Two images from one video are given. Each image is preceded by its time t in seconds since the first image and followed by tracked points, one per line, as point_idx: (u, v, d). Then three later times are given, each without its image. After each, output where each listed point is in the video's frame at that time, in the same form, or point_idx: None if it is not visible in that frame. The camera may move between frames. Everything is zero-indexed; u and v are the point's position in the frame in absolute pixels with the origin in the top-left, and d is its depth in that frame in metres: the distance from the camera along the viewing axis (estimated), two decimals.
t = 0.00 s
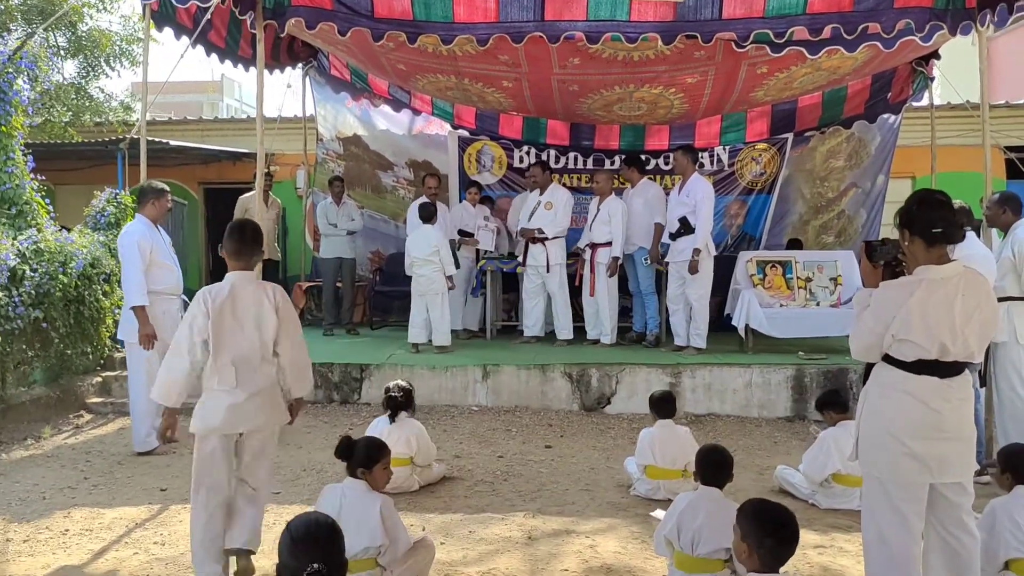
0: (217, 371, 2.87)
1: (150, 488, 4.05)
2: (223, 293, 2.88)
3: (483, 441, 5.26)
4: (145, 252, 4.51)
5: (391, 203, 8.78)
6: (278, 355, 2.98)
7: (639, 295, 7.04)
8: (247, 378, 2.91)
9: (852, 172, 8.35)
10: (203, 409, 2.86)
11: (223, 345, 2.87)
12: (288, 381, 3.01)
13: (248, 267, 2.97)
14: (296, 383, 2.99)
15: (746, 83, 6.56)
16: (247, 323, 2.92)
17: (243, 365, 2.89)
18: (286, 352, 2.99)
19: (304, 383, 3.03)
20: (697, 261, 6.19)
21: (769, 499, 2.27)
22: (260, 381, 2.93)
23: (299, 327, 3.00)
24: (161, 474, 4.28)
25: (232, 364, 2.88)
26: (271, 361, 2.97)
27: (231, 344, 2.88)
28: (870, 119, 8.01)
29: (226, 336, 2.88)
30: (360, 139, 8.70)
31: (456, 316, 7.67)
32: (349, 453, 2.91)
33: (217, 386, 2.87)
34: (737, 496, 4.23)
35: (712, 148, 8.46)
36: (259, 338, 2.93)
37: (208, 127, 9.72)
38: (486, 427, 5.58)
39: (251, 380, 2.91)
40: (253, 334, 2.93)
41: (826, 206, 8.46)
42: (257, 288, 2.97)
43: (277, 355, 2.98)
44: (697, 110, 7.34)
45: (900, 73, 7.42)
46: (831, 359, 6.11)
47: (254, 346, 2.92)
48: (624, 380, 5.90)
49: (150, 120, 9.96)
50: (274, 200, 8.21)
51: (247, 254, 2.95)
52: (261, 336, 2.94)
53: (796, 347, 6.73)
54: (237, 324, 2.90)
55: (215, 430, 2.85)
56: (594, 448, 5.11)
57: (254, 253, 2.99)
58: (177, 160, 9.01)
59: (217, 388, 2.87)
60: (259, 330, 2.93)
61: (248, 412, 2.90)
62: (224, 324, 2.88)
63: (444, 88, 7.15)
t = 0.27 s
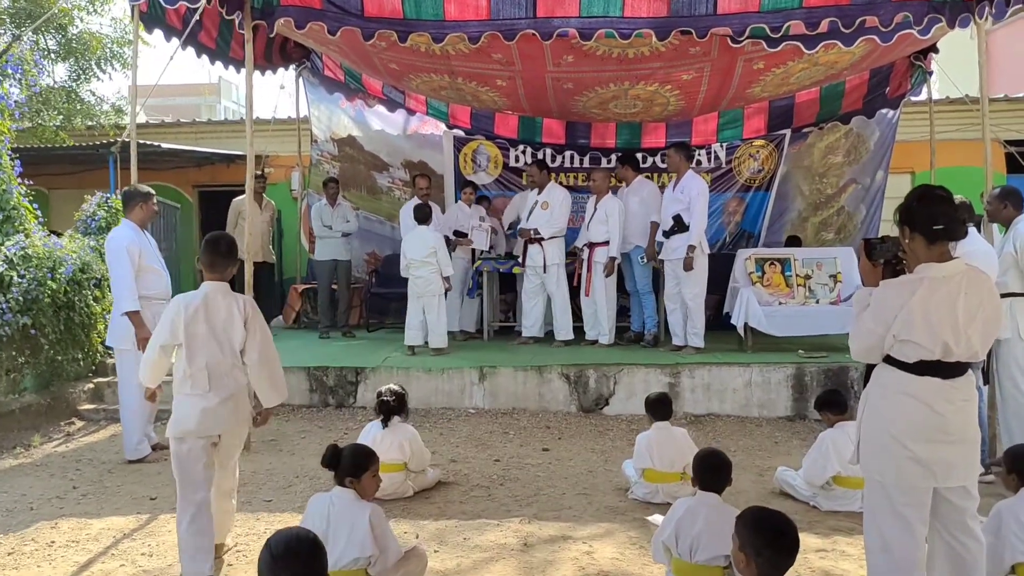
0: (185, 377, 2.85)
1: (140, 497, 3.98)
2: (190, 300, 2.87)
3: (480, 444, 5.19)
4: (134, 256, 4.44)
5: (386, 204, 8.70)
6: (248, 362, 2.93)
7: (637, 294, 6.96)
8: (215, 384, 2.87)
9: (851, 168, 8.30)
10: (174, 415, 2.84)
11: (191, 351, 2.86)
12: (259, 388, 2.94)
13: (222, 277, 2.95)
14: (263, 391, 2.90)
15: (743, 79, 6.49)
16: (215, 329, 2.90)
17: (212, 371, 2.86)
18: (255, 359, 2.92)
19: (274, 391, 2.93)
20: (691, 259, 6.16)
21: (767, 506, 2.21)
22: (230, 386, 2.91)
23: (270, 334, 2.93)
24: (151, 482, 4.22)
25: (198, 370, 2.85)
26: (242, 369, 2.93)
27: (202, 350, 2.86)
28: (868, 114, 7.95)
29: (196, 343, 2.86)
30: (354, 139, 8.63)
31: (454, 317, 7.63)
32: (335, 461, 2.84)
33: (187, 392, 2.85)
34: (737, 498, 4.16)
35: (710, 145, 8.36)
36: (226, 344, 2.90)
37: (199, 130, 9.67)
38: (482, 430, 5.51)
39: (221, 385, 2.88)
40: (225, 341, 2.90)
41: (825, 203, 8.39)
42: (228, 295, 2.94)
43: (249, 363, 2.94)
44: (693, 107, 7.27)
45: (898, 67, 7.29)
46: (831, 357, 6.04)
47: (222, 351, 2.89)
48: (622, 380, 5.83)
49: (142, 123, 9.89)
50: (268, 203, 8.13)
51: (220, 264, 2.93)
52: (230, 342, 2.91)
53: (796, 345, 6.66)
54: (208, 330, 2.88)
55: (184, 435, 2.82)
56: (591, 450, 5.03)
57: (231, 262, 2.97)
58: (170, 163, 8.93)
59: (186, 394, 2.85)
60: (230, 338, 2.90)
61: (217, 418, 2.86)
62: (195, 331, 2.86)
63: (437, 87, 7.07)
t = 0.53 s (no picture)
0: (179, 358, 2.99)
1: (138, 499, 3.92)
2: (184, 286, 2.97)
3: (484, 444, 5.11)
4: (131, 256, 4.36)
5: (389, 202, 8.64)
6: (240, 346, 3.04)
7: (642, 292, 6.89)
8: (208, 366, 3.01)
9: (857, 164, 8.22)
10: (171, 395, 3.00)
11: (185, 334, 2.99)
12: (250, 370, 3.06)
13: (218, 264, 3.06)
14: (254, 373, 3.02)
15: (748, 73, 6.40)
16: (208, 314, 3.01)
17: (205, 355, 3.00)
18: (246, 343, 3.03)
19: (265, 374, 3.05)
20: (694, 254, 6.07)
21: (779, 510, 2.13)
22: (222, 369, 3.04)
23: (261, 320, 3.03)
24: (150, 484, 4.16)
25: (192, 353, 2.98)
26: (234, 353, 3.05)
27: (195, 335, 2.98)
28: (874, 109, 7.83)
29: (190, 328, 2.99)
30: (356, 137, 8.56)
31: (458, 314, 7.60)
32: (334, 465, 2.77)
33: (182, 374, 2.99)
34: (746, 499, 4.08)
35: (714, 141, 8.28)
36: (218, 328, 3.01)
37: (199, 129, 9.62)
38: (486, 430, 5.44)
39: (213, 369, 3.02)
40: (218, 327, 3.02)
41: (833, 198, 8.29)
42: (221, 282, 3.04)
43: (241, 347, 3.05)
44: (697, 102, 7.19)
45: (905, 61, 7.21)
46: (839, 354, 5.95)
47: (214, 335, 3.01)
48: (628, 379, 5.75)
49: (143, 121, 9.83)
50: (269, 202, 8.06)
51: (214, 252, 3.04)
52: (222, 327, 3.03)
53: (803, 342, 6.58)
54: (201, 316, 3.00)
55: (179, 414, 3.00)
56: (597, 450, 4.96)
57: (223, 250, 3.08)
58: (171, 162, 8.87)
59: (181, 376, 3.00)
60: (223, 324, 3.02)
61: (209, 400, 3.01)
62: (189, 316, 2.99)
63: (439, 84, 7.00)
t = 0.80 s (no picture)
0: (181, 352, 3.14)
1: (143, 497, 3.85)
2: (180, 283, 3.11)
3: (495, 444, 5.02)
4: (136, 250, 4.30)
5: (398, 198, 8.55)
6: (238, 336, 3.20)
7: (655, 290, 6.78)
8: (209, 357, 3.15)
9: (874, 162, 8.09)
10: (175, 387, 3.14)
11: (185, 328, 3.14)
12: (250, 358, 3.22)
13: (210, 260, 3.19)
14: (252, 361, 3.17)
15: (765, 68, 6.28)
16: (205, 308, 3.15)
17: (206, 346, 3.14)
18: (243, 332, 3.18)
19: (264, 361, 3.22)
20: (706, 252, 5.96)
21: (810, 518, 2.03)
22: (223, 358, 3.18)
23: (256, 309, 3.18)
24: (154, 482, 4.08)
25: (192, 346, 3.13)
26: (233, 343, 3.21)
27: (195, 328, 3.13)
28: (892, 106, 7.68)
29: (190, 322, 3.13)
30: (366, 132, 8.48)
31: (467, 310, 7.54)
32: (350, 468, 2.65)
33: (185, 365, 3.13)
34: (764, 503, 3.98)
35: (729, 138, 8.14)
36: (215, 321, 3.15)
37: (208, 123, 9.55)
38: (497, 429, 5.35)
39: (214, 359, 3.17)
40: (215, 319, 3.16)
41: (848, 196, 8.15)
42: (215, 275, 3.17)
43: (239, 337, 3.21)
44: (712, 98, 7.08)
45: (923, 58, 7.12)
46: (857, 355, 5.83)
47: (212, 328, 3.15)
48: (641, 378, 5.65)
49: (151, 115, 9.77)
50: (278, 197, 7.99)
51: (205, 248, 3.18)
52: (220, 319, 3.17)
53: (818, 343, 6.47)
54: (199, 309, 3.14)
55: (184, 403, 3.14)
56: (610, 451, 4.86)
57: (213, 246, 3.21)
58: (179, 156, 8.81)
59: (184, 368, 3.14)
60: (220, 316, 3.16)
61: (213, 389, 3.15)
62: (187, 311, 3.13)
63: (450, 78, 6.91)
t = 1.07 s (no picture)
0: (179, 334, 3.32)
1: (140, 499, 3.74)
2: (178, 268, 3.26)
3: (501, 449, 4.91)
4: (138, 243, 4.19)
5: (406, 196, 8.44)
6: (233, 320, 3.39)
7: (665, 294, 6.67)
8: (206, 339, 3.33)
9: (889, 168, 7.93)
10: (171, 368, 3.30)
11: (182, 311, 3.31)
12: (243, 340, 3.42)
13: (206, 246, 3.35)
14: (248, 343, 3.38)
15: (783, 71, 6.16)
16: (202, 293, 3.32)
17: (202, 329, 3.32)
18: (239, 316, 3.37)
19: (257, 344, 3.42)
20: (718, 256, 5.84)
21: (844, 546, 1.91)
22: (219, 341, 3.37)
23: (252, 295, 3.37)
24: (152, 483, 3.98)
25: (191, 329, 3.31)
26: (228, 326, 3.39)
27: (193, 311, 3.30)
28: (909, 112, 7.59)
29: (188, 306, 3.30)
30: (374, 128, 8.37)
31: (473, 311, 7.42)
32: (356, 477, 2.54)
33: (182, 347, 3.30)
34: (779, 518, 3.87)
35: (743, 141, 8.02)
36: (212, 305, 3.32)
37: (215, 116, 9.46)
38: (503, 434, 5.23)
39: (211, 341, 3.35)
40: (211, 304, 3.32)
41: (862, 203, 8.02)
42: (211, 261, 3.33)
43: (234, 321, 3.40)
44: (727, 100, 6.96)
45: (942, 63, 7.02)
46: (871, 365, 5.71)
47: (209, 312, 3.33)
48: (650, 385, 5.54)
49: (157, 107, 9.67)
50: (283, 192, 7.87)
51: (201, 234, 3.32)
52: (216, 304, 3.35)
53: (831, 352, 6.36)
54: (197, 294, 3.31)
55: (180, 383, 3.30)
56: (619, 459, 4.74)
57: (210, 231, 3.36)
58: (185, 148, 8.71)
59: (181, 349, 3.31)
60: (216, 300, 3.33)
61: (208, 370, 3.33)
62: (185, 295, 3.30)
63: (461, 74, 6.80)
